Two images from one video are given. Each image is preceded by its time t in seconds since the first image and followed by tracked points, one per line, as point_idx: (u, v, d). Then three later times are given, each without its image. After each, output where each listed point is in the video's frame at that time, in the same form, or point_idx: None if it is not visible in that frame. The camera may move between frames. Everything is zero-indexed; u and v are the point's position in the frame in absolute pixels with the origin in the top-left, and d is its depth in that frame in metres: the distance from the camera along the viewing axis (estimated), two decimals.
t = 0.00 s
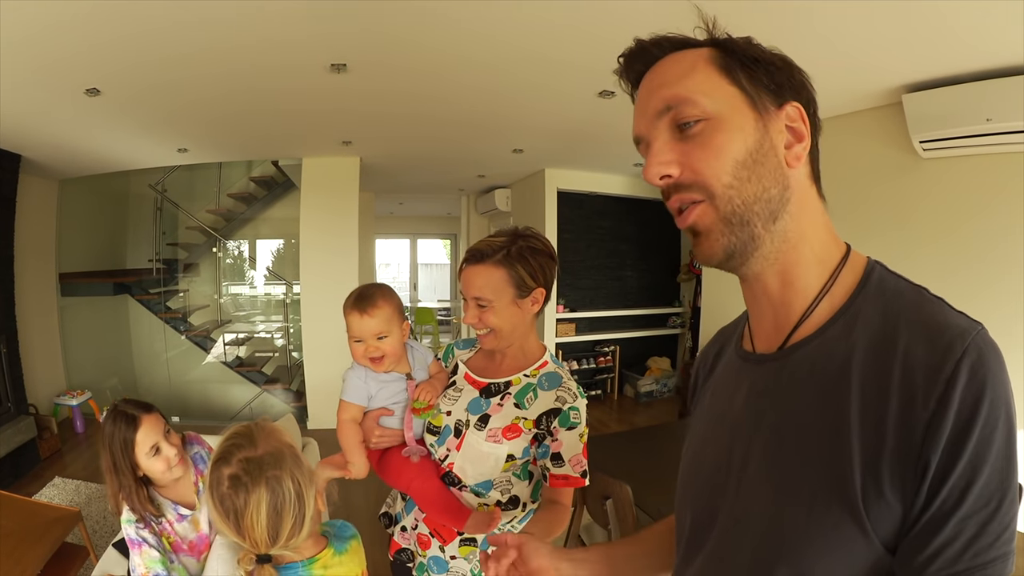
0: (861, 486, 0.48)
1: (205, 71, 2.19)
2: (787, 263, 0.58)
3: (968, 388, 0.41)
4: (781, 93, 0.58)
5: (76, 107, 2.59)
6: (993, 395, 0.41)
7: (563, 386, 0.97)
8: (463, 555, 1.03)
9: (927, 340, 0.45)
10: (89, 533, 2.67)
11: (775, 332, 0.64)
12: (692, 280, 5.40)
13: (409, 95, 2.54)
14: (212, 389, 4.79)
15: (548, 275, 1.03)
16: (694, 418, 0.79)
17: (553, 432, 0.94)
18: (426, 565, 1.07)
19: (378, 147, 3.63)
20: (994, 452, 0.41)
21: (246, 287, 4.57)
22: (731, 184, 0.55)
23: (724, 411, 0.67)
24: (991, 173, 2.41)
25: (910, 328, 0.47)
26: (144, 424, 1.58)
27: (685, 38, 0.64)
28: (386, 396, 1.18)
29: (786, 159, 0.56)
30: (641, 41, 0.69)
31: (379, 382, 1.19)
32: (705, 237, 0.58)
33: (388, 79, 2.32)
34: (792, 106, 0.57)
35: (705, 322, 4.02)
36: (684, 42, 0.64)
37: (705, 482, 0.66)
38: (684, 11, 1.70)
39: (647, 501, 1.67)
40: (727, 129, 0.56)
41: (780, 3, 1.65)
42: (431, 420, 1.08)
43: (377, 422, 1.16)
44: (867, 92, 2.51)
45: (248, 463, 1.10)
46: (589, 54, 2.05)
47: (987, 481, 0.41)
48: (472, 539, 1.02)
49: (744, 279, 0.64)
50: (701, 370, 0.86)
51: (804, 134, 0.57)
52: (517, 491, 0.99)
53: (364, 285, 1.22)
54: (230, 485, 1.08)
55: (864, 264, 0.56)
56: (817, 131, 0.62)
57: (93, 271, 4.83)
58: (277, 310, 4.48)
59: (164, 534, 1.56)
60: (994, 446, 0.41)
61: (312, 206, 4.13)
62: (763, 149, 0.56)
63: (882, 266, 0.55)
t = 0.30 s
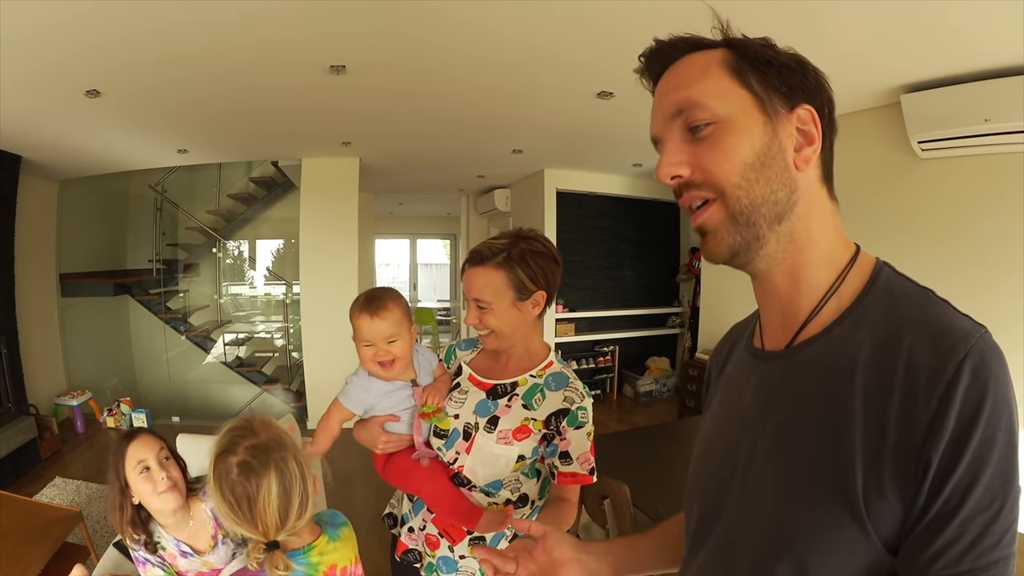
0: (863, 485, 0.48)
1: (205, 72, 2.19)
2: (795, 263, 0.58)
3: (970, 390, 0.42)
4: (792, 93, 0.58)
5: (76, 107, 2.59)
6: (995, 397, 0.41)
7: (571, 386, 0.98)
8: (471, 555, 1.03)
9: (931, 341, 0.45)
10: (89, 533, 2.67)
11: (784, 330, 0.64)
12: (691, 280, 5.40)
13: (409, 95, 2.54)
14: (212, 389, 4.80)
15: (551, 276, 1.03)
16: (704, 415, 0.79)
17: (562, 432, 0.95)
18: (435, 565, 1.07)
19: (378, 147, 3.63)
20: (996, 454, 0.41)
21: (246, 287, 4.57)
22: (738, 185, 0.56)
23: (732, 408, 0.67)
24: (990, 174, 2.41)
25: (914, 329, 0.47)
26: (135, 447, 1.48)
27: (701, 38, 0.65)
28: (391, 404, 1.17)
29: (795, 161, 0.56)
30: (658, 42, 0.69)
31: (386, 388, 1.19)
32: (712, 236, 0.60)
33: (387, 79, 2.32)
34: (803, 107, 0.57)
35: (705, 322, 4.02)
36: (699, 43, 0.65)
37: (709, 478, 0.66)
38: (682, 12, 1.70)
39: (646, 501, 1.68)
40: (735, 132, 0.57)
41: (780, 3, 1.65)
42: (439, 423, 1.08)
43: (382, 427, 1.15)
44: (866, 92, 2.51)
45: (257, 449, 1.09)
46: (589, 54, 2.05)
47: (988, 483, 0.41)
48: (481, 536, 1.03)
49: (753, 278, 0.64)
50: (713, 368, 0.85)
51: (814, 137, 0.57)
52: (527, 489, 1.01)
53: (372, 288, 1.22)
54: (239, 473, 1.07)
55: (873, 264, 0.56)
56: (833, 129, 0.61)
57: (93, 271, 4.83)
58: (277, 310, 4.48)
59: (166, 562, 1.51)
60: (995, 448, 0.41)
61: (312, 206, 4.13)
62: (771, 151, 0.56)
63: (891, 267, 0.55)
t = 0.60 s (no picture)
0: (872, 490, 0.48)
1: (205, 72, 2.19)
2: (810, 262, 0.58)
3: (982, 396, 0.41)
4: (812, 91, 0.57)
5: (76, 108, 2.59)
6: (1009, 404, 0.41)
7: (575, 386, 0.97)
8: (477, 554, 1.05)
9: (945, 345, 0.45)
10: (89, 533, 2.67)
11: (798, 330, 0.64)
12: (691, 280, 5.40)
13: (409, 96, 2.54)
14: (212, 389, 4.80)
15: (553, 277, 1.02)
16: (719, 414, 0.78)
17: (568, 432, 0.94)
18: (440, 564, 1.07)
19: (378, 147, 3.63)
20: (1008, 463, 0.40)
21: (246, 287, 4.57)
22: (753, 179, 0.56)
23: (746, 407, 0.67)
24: (990, 175, 2.41)
25: (930, 332, 0.47)
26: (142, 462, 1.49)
27: (725, 38, 0.65)
28: (391, 410, 1.16)
29: (812, 159, 0.56)
30: (685, 43, 0.70)
31: (388, 395, 1.18)
32: (726, 231, 0.60)
33: (388, 80, 2.32)
34: (823, 106, 0.56)
35: (705, 323, 4.02)
36: (722, 42, 0.65)
37: (721, 477, 0.66)
38: (682, 13, 1.70)
39: (646, 502, 1.68)
40: (753, 129, 0.57)
41: (781, 4, 1.65)
42: (444, 426, 1.07)
43: (388, 433, 1.16)
44: (866, 94, 2.51)
45: (251, 453, 1.09)
46: (589, 55, 2.05)
47: (997, 492, 0.41)
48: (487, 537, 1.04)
49: (769, 276, 0.64)
50: (729, 368, 0.85)
51: (833, 135, 0.56)
52: (534, 489, 1.01)
53: (366, 296, 1.22)
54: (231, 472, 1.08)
55: (888, 267, 0.55)
56: (855, 129, 0.61)
57: (93, 271, 4.83)
58: (277, 310, 4.49)
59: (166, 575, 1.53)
60: (1007, 456, 0.40)
61: (312, 206, 4.13)
62: (788, 149, 0.56)
63: (907, 270, 0.54)
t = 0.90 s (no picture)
0: (883, 490, 0.48)
1: (205, 72, 2.19)
2: (823, 261, 0.58)
3: (994, 397, 0.41)
4: (826, 89, 0.57)
5: (76, 107, 2.59)
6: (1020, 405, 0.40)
7: (575, 382, 0.96)
8: (483, 550, 1.04)
9: (956, 345, 0.45)
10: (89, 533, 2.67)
11: (811, 329, 0.64)
12: (691, 280, 5.40)
13: (408, 96, 2.54)
14: (212, 389, 4.80)
15: (552, 277, 1.02)
16: (730, 413, 0.78)
17: (566, 428, 0.94)
18: (446, 559, 1.07)
19: (378, 147, 3.63)
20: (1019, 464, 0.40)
21: (246, 287, 4.57)
22: (767, 180, 0.57)
23: (757, 406, 0.67)
24: (989, 176, 2.41)
25: (941, 333, 0.47)
26: (133, 455, 1.50)
27: (741, 38, 0.65)
28: (393, 406, 1.18)
29: (826, 159, 0.56)
30: (701, 43, 0.70)
31: (388, 391, 1.19)
32: (743, 232, 0.61)
33: (388, 80, 2.32)
34: (836, 106, 0.56)
35: (705, 323, 4.03)
36: (737, 41, 0.65)
37: (731, 476, 0.67)
38: (681, 14, 1.70)
39: (646, 501, 1.68)
40: (766, 130, 0.58)
41: (782, 5, 1.65)
42: (448, 420, 1.10)
43: (395, 430, 1.15)
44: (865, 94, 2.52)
45: (243, 454, 0.95)
46: (589, 55, 2.05)
47: (1007, 494, 0.40)
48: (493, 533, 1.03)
49: (782, 274, 0.64)
50: (741, 368, 0.85)
51: (847, 135, 0.56)
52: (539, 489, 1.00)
53: (365, 295, 1.23)
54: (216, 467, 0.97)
55: (901, 267, 0.55)
56: (870, 127, 0.60)
57: (92, 271, 4.82)
58: (277, 310, 4.49)
59: (165, 570, 1.54)
60: (1018, 458, 0.40)
61: (312, 206, 4.14)
62: (801, 149, 0.56)
63: (920, 270, 0.54)
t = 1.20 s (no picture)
0: (886, 494, 0.48)
1: (205, 74, 2.20)
2: (823, 264, 0.58)
3: (998, 401, 0.41)
4: (816, 90, 0.57)
5: (77, 109, 2.59)
6: None
7: (564, 381, 0.94)
8: (477, 545, 1.02)
9: (960, 349, 0.45)
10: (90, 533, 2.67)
11: (813, 331, 0.64)
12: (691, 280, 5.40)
13: (408, 97, 2.55)
14: (212, 389, 4.80)
15: (545, 280, 1.01)
16: (733, 413, 0.78)
17: (547, 425, 0.89)
18: (442, 553, 1.07)
19: (377, 148, 3.63)
20: None
21: (246, 287, 4.58)
22: (756, 190, 0.57)
23: (759, 408, 0.67)
24: (988, 176, 2.41)
25: (944, 336, 0.47)
26: (113, 468, 1.50)
27: (734, 44, 0.65)
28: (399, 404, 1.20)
29: (816, 162, 0.56)
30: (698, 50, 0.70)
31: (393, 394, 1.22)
32: (738, 240, 0.62)
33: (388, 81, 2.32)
34: (826, 106, 0.56)
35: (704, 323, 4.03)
36: (728, 47, 0.65)
37: (730, 478, 0.67)
38: (681, 14, 1.70)
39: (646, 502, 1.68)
40: (757, 139, 0.58)
41: (782, 5, 1.65)
42: (448, 418, 1.11)
43: (402, 425, 1.17)
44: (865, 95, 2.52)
45: (225, 464, 0.94)
46: (588, 56, 2.05)
47: (1011, 498, 0.41)
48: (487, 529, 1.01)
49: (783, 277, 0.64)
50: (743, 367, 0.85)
51: (839, 136, 0.55)
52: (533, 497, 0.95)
53: (365, 303, 1.24)
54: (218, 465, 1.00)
55: (906, 269, 0.55)
56: (874, 126, 0.60)
57: (93, 271, 4.83)
58: (277, 311, 4.49)
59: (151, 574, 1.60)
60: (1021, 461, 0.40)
61: (312, 207, 4.14)
62: (791, 156, 0.56)
63: (925, 272, 0.54)
